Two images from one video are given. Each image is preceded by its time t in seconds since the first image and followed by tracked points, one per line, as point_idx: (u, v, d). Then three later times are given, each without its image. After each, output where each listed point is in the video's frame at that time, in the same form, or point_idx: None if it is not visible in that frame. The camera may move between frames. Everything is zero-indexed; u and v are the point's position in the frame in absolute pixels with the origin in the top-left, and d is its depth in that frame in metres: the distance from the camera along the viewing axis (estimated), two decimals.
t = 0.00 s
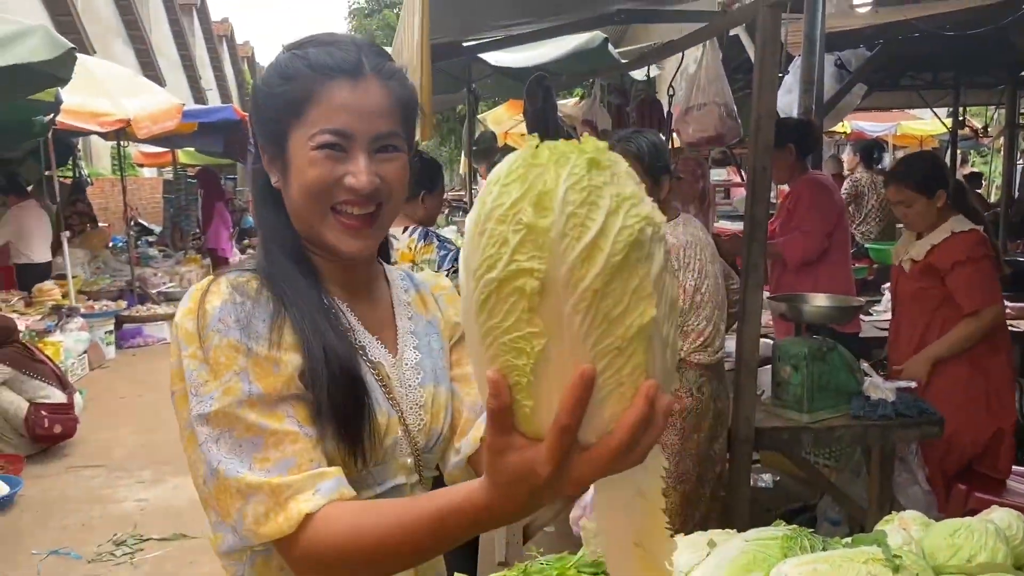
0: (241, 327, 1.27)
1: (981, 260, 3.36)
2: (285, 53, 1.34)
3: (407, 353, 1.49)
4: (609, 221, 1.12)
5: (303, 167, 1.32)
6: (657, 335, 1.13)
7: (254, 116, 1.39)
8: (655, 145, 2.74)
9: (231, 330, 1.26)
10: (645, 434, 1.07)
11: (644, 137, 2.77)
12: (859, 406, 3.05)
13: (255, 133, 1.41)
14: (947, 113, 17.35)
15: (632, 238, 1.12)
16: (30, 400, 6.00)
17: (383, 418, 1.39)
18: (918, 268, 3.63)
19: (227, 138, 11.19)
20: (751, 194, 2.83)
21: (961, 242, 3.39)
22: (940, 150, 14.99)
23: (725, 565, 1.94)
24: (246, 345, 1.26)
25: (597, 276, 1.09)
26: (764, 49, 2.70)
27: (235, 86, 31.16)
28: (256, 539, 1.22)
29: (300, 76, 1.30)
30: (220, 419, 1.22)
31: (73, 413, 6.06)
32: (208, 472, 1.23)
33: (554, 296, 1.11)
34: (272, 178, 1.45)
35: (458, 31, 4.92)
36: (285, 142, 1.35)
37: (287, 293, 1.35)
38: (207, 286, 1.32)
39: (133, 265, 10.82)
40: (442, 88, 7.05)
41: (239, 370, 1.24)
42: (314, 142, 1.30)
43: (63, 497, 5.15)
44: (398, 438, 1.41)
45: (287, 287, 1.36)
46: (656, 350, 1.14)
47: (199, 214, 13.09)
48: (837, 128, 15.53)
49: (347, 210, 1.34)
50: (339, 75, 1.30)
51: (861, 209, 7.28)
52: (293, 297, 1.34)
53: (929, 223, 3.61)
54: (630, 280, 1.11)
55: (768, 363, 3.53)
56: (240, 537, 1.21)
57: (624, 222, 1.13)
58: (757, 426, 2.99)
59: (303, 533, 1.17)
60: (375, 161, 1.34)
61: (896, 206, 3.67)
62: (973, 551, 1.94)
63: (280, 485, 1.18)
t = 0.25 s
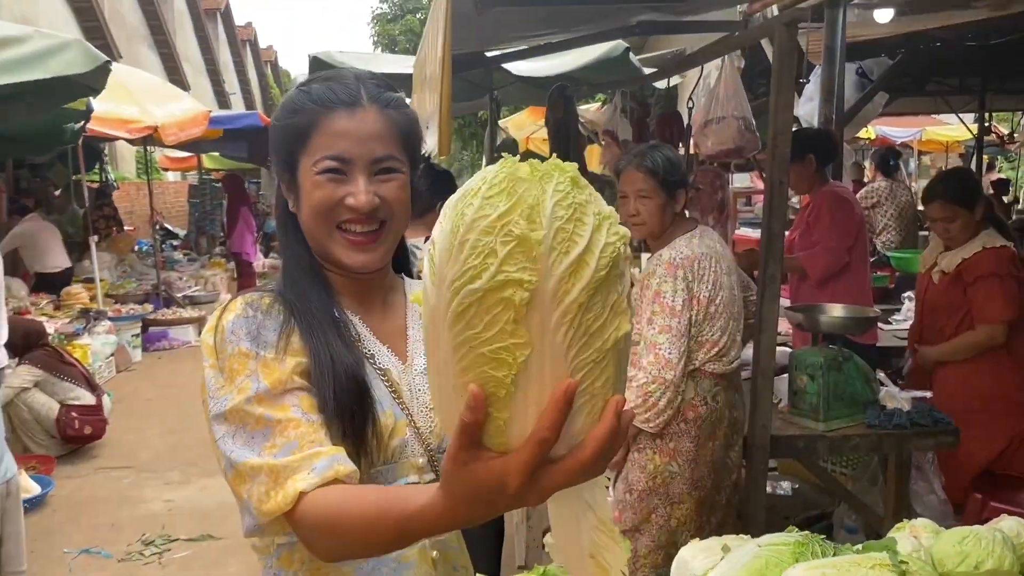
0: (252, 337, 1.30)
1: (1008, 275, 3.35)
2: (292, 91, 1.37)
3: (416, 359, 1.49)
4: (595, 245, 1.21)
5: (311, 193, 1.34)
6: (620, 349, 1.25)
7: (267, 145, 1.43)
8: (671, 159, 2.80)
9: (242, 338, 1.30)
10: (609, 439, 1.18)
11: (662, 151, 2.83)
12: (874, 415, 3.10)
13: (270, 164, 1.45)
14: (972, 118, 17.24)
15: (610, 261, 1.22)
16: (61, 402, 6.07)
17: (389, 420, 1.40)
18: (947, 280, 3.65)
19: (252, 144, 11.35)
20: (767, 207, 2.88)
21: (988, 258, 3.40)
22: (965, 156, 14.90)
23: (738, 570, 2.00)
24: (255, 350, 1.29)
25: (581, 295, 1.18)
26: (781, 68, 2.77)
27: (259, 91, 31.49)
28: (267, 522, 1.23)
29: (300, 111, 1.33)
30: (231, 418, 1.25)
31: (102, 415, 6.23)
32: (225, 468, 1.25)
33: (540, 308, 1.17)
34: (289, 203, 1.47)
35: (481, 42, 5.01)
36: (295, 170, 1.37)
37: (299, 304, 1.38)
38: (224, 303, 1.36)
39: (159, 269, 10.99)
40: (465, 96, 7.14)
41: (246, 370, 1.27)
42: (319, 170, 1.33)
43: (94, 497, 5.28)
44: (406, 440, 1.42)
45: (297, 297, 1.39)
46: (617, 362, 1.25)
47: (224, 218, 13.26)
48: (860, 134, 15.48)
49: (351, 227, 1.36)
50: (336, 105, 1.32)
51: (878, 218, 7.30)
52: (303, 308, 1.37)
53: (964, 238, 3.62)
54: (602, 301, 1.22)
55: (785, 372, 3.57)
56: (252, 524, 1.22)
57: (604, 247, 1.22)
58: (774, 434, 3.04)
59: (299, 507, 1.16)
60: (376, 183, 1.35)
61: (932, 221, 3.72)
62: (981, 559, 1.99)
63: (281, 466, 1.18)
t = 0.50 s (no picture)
0: (260, 329, 1.33)
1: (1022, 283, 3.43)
2: (295, 106, 1.40)
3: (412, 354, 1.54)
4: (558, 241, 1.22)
5: (313, 200, 1.37)
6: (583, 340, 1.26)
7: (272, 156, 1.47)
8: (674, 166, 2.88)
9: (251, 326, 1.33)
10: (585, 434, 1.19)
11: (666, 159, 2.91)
12: (876, 416, 3.16)
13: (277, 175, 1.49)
14: (986, 123, 17.21)
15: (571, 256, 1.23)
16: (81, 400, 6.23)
17: (385, 411, 1.45)
18: (962, 283, 3.73)
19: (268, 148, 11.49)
20: (771, 213, 2.95)
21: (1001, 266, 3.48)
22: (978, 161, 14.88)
23: (736, 563, 2.08)
24: (264, 339, 1.32)
25: (554, 291, 1.18)
26: (784, 78, 2.84)
27: (274, 94, 31.76)
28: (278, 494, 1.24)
29: (299, 123, 1.37)
30: (243, 401, 1.27)
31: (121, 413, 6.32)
32: (241, 448, 1.28)
33: (518, 301, 1.16)
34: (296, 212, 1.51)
35: (493, 49, 5.10)
36: (298, 180, 1.41)
37: (304, 300, 1.41)
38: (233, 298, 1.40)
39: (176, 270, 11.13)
40: (478, 101, 7.25)
41: (257, 356, 1.30)
42: (320, 179, 1.36)
43: (112, 493, 5.40)
44: (402, 430, 1.47)
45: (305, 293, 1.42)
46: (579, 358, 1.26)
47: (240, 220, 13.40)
48: (873, 138, 15.49)
49: (350, 230, 1.39)
50: (336, 118, 1.36)
51: (886, 223, 7.35)
52: (307, 304, 1.40)
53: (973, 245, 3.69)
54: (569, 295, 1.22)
55: (788, 374, 3.64)
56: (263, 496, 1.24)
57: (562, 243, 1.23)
58: (777, 434, 3.10)
59: (301, 472, 1.18)
60: (374, 190, 1.38)
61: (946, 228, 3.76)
62: (974, 553, 2.05)
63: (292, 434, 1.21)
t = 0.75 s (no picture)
0: (252, 324, 1.41)
1: None
2: (294, 107, 1.48)
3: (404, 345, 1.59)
4: (510, 198, 1.20)
5: (311, 196, 1.44)
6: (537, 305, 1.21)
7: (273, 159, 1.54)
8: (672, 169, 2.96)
9: (243, 322, 1.41)
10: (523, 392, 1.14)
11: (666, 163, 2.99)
12: (875, 414, 3.20)
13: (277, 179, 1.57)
14: (997, 127, 17.17)
15: (523, 214, 1.20)
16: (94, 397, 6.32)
17: (375, 399, 1.50)
18: (969, 284, 3.84)
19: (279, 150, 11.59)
20: (772, 215, 3.02)
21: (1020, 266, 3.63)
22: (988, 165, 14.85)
23: (731, 554, 2.14)
24: (254, 333, 1.40)
25: (492, 244, 1.16)
26: (784, 83, 2.90)
27: (285, 96, 31.93)
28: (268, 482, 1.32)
29: (297, 124, 1.44)
30: (234, 391, 1.35)
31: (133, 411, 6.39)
32: (236, 436, 1.36)
33: (447, 262, 1.17)
34: (295, 212, 1.58)
35: (501, 53, 5.17)
36: (296, 179, 1.47)
37: (297, 297, 1.48)
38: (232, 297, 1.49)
39: (188, 270, 11.24)
40: (487, 104, 7.32)
41: (248, 349, 1.38)
42: (317, 177, 1.43)
43: (125, 488, 5.49)
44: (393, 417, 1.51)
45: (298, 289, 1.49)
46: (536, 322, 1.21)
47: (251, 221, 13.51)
48: (883, 143, 15.49)
49: (346, 225, 1.45)
50: (332, 118, 1.44)
51: (891, 226, 7.38)
52: (299, 299, 1.48)
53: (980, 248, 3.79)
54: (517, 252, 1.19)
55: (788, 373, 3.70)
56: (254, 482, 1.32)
57: (512, 200, 1.21)
58: (776, 431, 3.17)
59: (286, 459, 1.25)
60: (369, 186, 1.44)
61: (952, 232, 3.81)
62: (963, 546, 2.10)
63: (278, 424, 1.29)
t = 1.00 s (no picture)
0: (241, 321, 1.45)
1: None
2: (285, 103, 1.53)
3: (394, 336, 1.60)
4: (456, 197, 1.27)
5: (301, 189, 1.48)
6: (466, 310, 1.27)
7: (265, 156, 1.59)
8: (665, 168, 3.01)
9: (234, 322, 1.44)
10: (452, 389, 1.19)
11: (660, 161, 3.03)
12: (869, 411, 3.25)
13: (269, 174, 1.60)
14: (998, 130, 17.18)
15: (465, 216, 1.26)
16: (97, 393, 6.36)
17: (364, 390, 1.52)
18: (971, 286, 3.85)
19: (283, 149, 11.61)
20: (767, 212, 3.04)
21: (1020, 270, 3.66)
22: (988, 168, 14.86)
23: (724, 544, 2.19)
24: (244, 332, 1.43)
25: (428, 244, 1.25)
26: (780, 81, 2.94)
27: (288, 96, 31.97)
28: (265, 480, 1.37)
29: (288, 120, 1.49)
30: (229, 389, 1.40)
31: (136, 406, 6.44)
32: (232, 433, 1.41)
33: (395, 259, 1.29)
34: (288, 206, 1.62)
35: (502, 52, 5.22)
36: (287, 173, 1.52)
37: (286, 293, 1.51)
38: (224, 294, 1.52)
39: (191, 269, 11.28)
40: (488, 104, 7.36)
41: (238, 349, 1.42)
42: (307, 172, 1.47)
43: (128, 483, 5.53)
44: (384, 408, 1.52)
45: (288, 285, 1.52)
46: (480, 317, 1.28)
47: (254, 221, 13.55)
48: (884, 145, 15.50)
49: (335, 217, 1.49)
50: (320, 112, 1.48)
51: (891, 227, 7.41)
52: (288, 295, 1.51)
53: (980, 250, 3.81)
54: (456, 252, 1.26)
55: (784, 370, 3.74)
56: (252, 481, 1.37)
57: (455, 200, 1.27)
58: (771, 427, 3.21)
59: (285, 462, 1.31)
60: (357, 178, 1.48)
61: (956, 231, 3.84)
62: (951, 537, 2.14)
63: (271, 432, 1.33)
